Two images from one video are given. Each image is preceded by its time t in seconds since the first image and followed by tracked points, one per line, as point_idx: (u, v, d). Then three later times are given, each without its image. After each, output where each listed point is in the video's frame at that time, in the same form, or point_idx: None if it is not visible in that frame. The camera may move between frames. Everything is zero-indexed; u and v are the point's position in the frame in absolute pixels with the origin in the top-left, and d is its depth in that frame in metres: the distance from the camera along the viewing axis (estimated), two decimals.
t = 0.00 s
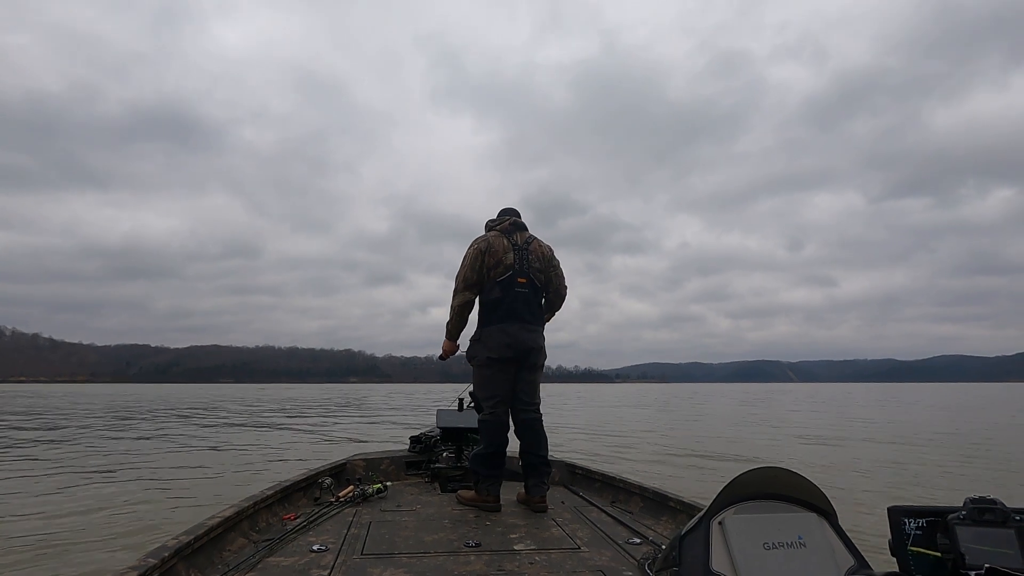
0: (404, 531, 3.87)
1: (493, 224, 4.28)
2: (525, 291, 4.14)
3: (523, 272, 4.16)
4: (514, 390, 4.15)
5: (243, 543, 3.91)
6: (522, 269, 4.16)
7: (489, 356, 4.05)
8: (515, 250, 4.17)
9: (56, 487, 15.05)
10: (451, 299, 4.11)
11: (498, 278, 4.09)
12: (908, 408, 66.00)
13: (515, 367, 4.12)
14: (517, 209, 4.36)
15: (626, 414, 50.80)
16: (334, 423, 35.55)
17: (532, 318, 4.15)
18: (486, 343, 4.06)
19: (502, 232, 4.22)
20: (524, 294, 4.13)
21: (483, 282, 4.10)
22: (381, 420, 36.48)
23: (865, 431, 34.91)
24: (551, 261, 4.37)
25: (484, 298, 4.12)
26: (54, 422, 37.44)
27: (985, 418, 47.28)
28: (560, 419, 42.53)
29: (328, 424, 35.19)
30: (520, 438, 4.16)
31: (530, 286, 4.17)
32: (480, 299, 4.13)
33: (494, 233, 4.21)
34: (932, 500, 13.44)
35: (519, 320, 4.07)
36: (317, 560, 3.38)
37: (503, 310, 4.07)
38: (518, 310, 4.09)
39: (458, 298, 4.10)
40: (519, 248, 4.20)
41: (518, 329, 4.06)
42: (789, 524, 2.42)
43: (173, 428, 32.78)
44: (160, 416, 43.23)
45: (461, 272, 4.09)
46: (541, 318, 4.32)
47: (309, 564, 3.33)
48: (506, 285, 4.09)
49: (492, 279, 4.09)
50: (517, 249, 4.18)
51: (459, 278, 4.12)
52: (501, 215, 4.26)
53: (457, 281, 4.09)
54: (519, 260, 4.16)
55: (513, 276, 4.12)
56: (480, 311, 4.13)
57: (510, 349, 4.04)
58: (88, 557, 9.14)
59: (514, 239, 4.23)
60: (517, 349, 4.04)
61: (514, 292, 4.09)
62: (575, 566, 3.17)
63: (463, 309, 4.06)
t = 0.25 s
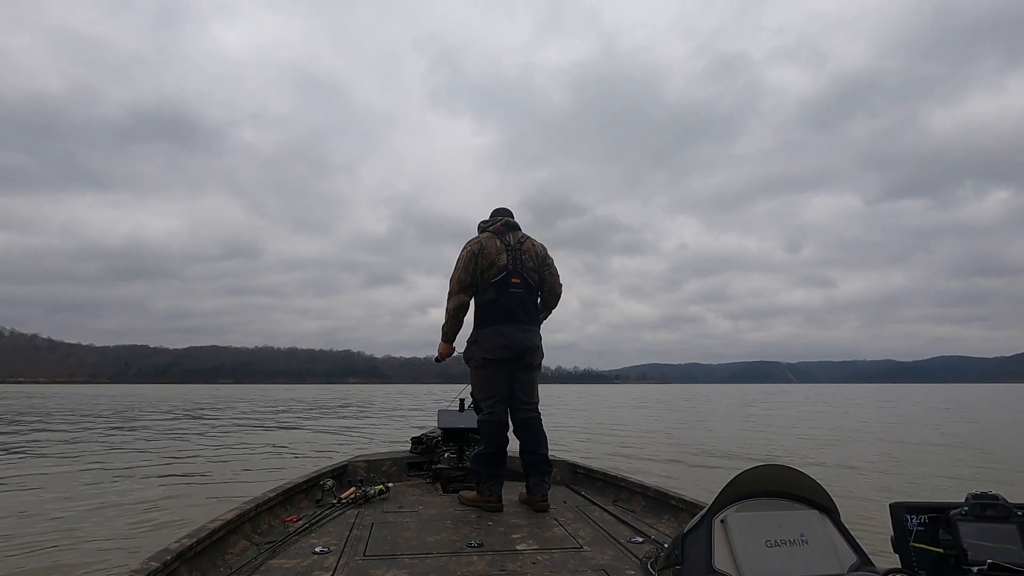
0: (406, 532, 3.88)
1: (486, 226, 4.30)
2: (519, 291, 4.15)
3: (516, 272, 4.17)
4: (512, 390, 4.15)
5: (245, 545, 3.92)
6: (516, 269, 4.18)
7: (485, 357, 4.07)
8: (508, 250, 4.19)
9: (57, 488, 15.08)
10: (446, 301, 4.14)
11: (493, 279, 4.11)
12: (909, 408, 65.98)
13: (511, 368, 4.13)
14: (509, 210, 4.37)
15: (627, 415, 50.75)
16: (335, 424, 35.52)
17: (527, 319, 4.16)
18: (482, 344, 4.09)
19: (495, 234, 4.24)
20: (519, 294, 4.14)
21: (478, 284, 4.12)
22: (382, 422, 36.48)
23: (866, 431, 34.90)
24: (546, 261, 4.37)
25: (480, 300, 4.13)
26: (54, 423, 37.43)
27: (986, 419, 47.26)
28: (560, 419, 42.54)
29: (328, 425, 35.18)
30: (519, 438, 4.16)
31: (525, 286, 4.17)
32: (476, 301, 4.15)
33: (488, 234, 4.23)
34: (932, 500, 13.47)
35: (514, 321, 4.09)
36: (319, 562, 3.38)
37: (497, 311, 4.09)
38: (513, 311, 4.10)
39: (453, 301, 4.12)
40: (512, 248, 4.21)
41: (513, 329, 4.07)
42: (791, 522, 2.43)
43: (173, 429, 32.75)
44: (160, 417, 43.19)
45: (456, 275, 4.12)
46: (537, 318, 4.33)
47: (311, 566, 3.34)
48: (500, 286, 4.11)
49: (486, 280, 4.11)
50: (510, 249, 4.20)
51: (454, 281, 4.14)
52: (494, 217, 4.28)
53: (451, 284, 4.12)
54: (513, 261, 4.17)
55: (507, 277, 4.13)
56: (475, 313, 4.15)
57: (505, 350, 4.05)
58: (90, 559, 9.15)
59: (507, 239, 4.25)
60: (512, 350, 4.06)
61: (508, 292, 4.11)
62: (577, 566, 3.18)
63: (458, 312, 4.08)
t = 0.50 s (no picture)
0: (405, 531, 3.88)
1: (478, 227, 4.31)
2: (512, 291, 4.15)
3: (509, 272, 4.17)
4: (509, 390, 4.15)
5: (244, 544, 3.92)
6: (508, 269, 4.17)
7: (480, 357, 4.08)
8: (500, 251, 4.19)
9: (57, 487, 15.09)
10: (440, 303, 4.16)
11: (485, 280, 4.12)
12: (908, 407, 66.05)
13: (506, 367, 4.12)
14: (502, 209, 4.36)
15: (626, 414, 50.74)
16: (334, 423, 35.51)
17: (521, 318, 4.15)
18: (476, 345, 4.10)
19: (487, 234, 4.24)
20: (511, 294, 4.14)
21: (471, 285, 4.13)
22: (382, 421, 36.48)
23: (865, 431, 34.93)
24: (539, 260, 4.37)
25: (473, 300, 4.14)
26: (53, 422, 37.39)
27: (985, 418, 47.31)
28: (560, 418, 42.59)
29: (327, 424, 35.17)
30: (516, 437, 4.17)
31: (517, 286, 4.17)
32: (469, 302, 4.16)
33: (480, 235, 4.23)
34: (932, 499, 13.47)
35: (507, 320, 4.09)
36: (318, 561, 3.38)
37: (490, 312, 4.09)
38: (506, 310, 4.10)
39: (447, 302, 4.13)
40: (505, 248, 4.20)
41: (506, 329, 4.07)
42: (791, 523, 2.42)
43: (172, 428, 32.71)
44: (160, 416, 43.16)
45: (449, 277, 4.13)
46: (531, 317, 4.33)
47: (310, 565, 3.33)
48: (493, 286, 4.11)
49: (479, 280, 4.12)
50: (502, 249, 4.20)
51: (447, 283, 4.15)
52: (486, 217, 4.29)
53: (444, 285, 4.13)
54: (505, 261, 4.17)
55: (500, 277, 4.13)
56: (469, 315, 4.16)
57: (499, 350, 4.05)
58: (90, 558, 9.16)
59: (499, 239, 4.25)
60: (506, 349, 4.05)
61: (501, 292, 4.12)
62: (576, 566, 3.18)
63: (452, 313, 4.09)
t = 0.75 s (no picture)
0: (403, 530, 3.87)
1: (472, 228, 4.30)
2: (507, 291, 4.15)
3: (503, 272, 4.16)
4: (505, 390, 4.14)
5: (242, 543, 3.91)
6: (503, 269, 4.17)
7: (475, 358, 4.08)
8: (494, 251, 4.18)
9: (54, 485, 15.09)
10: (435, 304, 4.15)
11: (480, 280, 4.11)
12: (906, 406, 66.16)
13: (501, 367, 4.12)
14: (497, 209, 4.35)
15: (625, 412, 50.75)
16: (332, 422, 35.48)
17: (515, 319, 4.15)
18: (471, 345, 4.10)
19: (482, 234, 4.24)
20: (505, 295, 4.14)
21: (466, 286, 4.13)
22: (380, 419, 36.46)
23: (863, 429, 34.97)
24: (533, 260, 4.36)
25: (468, 301, 4.14)
26: (51, 420, 37.33)
27: (983, 416, 47.39)
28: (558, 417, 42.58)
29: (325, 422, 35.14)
30: (513, 437, 4.16)
31: (512, 286, 4.16)
32: (464, 303, 4.15)
33: (474, 235, 4.23)
34: (931, 498, 13.46)
35: (502, 321, 4.08)
36: (316, 560, 3.38)
37: (484, 313, 4.09)
38: (501, 310, 4.10)
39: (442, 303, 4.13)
40: (499, 248, 4.19)
41: (500, 330, 4.07)
42: (790, 525, 2.42)
43: (170, 426, 32.65)
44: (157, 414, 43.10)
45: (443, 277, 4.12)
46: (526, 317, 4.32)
47: (308, 564, 3.33)
48: (487, 287, 4.11)
49: (474, 281, 4.11)
50: (497, 249, 4.19)
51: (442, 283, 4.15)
52: (480, 217, 4.28)
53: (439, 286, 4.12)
54: (499, 261, 4.16)
55: (494, 277, 4.13)
56: (464, 315, 4.16)
57: (494, 350, 4.05)
58: (87, 556, 9.15)
59: (493, 239, 4.24)
60: (501, 350, 4.05)
61: (496, 293, 4.11)
62: (574, 566, 3.18)
63: (446, 314, 4.09)
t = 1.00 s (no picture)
0: (403, 530, 3.87)
1: (472, 228, 4.30)
2: (506, 291, 4.15)
3: (501, 272, 4.16)
4: (504, 390, 4.14)
5: (242, 542, 3.91)
6: (501, 269, 4.16)
7: (475, 358, 4.08)
8: (493, 252, 4.17)
9: (54, 484, 15.09)
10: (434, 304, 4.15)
11: (478, 281, 4.11)
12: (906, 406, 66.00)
13: (501, 368, 4.12)
14: (496, 209, 4.35)
15: (624, 412, 50.69)
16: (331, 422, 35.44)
17: (513, 320, 4.14)
18: (469, 345, 4.10)
19: (480, 234, 4.24)
20: (504, 295, 4.13)
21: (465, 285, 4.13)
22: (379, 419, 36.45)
23: (863, 429, 34.94)
24: (532, 260, 4.35)
25: (467, 301, 4.14)
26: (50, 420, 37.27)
27: (983, 416, 47.33)
28: (559, 417, 42.56)
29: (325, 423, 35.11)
30: (514, 437, 4.16)
31: (510, 286, 4.16)
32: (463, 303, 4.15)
33: (474, 235, 4.23)
34: (931, 497, 13.43)
35: (500, 320, 4.09)
36: (316, 560, 3.38)
37: (483, 313, 4.09)
38: (500, 310, 4.10)
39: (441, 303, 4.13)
40: (497, 248, 4.19)
41: (500, 330, 4.07)
42: (790, 525, 2.43)
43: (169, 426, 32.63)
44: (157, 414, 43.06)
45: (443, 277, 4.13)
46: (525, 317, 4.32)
47: (308, 563, 3.33)
48: (485, 287, 4.10)
49: (473, 281, 4.11)
50: (495, 249, 4.19)
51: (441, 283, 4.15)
52: (479, 216, 4.28)
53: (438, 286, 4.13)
54: (498, 261, 4.16)
55: (492, 277, 4.13)
56: (463, 315, 4.16)
57: (493, 351, 4.05)
58: (86, 556, 9.14)
59: (491, 239, 4.23)
60: (499, 349, 4.05)
61: (494, 293, 4.11)
62: (574, 566, 3.18)
63: (445, 314, 4.09)
